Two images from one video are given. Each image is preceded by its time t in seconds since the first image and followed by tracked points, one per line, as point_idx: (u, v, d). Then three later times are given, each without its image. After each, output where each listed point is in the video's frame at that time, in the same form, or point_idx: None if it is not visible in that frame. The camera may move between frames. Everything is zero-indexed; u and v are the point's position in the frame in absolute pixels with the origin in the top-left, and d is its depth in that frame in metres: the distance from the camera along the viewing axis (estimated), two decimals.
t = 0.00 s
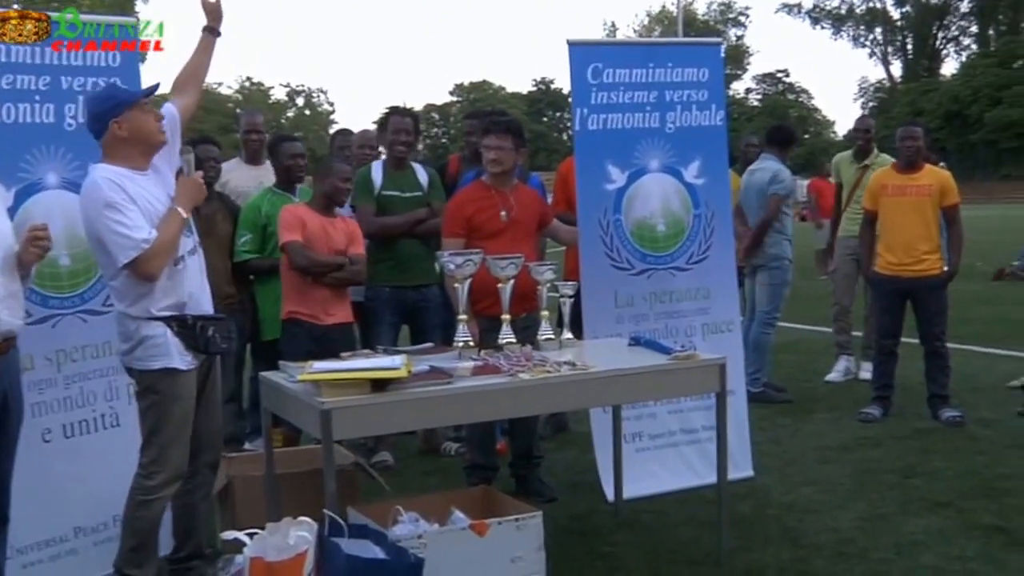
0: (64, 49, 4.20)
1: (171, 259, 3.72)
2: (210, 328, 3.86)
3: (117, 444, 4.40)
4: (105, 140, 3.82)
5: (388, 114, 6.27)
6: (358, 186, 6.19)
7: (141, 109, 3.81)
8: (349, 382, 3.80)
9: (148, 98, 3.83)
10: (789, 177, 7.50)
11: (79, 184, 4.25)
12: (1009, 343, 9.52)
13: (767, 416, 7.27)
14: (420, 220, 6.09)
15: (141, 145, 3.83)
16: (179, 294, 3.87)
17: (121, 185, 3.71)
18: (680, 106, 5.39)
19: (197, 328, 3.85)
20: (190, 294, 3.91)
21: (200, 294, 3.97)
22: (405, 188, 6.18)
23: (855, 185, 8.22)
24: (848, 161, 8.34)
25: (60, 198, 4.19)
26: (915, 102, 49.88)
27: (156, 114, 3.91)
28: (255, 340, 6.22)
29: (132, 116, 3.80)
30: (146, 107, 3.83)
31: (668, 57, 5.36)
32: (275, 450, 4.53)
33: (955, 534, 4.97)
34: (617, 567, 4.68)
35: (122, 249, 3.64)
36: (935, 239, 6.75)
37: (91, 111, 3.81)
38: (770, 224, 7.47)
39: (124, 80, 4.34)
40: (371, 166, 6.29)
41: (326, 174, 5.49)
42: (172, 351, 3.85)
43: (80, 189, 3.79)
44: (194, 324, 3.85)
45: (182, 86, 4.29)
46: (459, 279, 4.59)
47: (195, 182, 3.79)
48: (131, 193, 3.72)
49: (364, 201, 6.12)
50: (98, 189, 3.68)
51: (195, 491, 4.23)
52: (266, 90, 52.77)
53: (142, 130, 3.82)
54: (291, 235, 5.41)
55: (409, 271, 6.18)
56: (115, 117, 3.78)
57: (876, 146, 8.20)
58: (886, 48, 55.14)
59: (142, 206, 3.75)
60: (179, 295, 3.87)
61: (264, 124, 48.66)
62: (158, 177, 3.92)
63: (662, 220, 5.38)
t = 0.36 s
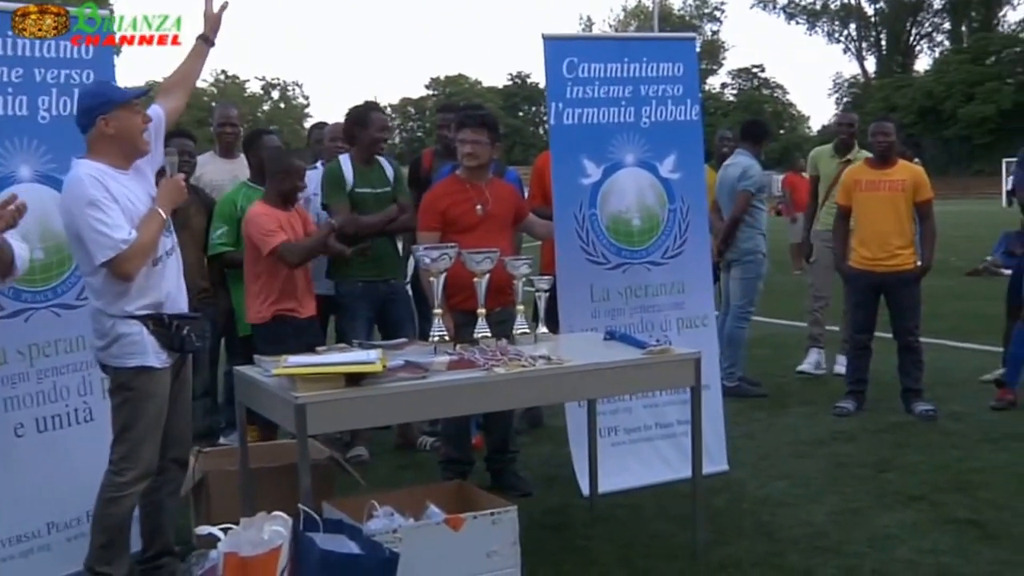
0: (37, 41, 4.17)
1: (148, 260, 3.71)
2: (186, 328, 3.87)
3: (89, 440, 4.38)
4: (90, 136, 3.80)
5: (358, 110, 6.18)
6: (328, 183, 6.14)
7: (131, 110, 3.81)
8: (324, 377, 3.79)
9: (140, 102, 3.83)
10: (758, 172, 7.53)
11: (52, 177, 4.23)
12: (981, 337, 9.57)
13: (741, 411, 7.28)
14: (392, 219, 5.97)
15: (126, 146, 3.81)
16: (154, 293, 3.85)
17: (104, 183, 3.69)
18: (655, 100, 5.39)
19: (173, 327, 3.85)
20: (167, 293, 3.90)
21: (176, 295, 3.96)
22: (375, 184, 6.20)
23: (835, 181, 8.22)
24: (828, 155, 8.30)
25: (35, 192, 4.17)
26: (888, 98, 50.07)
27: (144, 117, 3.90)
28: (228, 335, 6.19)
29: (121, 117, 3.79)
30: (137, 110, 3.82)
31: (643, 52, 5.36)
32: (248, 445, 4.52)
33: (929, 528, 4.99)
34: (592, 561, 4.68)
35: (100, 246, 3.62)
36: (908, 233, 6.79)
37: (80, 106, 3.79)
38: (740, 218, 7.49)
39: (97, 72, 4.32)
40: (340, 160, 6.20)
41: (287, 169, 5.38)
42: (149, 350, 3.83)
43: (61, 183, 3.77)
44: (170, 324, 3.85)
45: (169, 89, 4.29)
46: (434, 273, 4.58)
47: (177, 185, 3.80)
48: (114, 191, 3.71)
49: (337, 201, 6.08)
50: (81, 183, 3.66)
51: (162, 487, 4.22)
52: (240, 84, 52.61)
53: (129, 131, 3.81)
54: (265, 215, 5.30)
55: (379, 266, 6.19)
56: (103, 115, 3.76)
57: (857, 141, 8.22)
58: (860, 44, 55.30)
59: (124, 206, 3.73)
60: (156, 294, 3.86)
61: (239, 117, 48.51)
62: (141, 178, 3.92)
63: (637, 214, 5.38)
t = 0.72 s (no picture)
0: (8, 33, 4.14)
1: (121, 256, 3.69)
2: (161, 321, 3.85)
3: (60, 434, 4.36)
4: (84, 124, 3.77)
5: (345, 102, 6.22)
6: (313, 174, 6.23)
7: (138, 113, 3.77)
8: (298, 370, 3.78)
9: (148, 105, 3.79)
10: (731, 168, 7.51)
11: (21, 170, 4.20)
12: (952, 332, 9.60)
13: (714, 405, 7.30)
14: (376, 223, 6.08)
15: (120, 144, 3.78)
16: (128, 288, 3.84)
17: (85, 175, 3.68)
18: (629, 95, 5.39)
19: (148, 320, 3.83)
20: (144, 284, 3.89)
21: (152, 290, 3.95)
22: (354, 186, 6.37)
23: (807, 176, 8.27)
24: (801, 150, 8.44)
25: (5, 185, 4.13)
26: (861, 93, 50.22)
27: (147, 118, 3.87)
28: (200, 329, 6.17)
29: (124, 116, 3.75)
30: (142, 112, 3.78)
31: (617, 46, 5.36)
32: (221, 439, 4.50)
33: (900, 522, 5.00)
34: (564, 555, 4.68)
35: (71, 235, 3.60)
36: (881, 228, 6.82)
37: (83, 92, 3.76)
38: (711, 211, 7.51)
39: (68, 64, 4.29)
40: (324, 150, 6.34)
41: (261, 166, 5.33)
42: (123, 342, 3.81)
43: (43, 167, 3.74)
44: (145, 317, 3.83)
45: (156, 81, 4.28)
46: (408, 268, 4.58)
47: (161, 190, 3.79)
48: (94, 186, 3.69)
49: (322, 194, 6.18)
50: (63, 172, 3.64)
51: (135, 482, 4.20)
52: (213, 76, 52.42)
53: (124, 130, 3.78)
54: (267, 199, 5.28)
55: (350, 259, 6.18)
56: (104, 109, 3.73)
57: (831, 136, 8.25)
58: (833, 40, 55.46)
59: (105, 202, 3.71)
60: (133, 287, 3.85)
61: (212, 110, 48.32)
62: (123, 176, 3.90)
63: (610, 209, 5.38)
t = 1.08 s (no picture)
0: None
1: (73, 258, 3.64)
2: (102, 323, 3.82)
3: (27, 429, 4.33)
4: (101, 124, 3.75)
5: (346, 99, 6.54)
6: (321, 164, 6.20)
7: (157, 140, 3.73)
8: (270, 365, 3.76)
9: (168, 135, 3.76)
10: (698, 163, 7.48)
11: None
12: (924, 326, 9.64)
13: (687, 399, 7.30)
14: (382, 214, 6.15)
15: (124, 158, 3.75)
16: (85, 291, 3.79)
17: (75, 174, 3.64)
18: (603, 89, 5.38)
19: (90, 320, 3.78)
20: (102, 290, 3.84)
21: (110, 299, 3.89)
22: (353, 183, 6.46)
23: (781, 170, 8.28)
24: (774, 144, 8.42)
25: None
26: (834, 88, 50.36)
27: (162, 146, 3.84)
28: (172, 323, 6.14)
29: (143, 135, 3.72)
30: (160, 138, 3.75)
31: (592, 40, 5.35)
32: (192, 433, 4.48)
33: (873, 516, 5.02)
34: (537, 549, 4.68)
35: (32, 223, 3.56)
36: (853, 222, 6.83)
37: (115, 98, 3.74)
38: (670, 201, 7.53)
39: (39, 55, 4.26)
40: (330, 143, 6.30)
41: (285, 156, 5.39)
42: (66, 336, 3.74)
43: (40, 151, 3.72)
44: (89, 316, 3.78)
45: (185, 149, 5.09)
46: (381, 261, 4.56)
47: (138, 221, 3.74)
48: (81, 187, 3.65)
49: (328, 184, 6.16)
50: (54, 162, 3.62)
51: (102, 476, 4.19)
52: (186, 69, 52.22)
53: (134, 146, 3.75)
54: (290, 185, 5.54)
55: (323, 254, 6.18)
56: (122, 120, 3.71)
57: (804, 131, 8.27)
58: (806, 35, 55.59)
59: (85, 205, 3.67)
60: (90, 288, 3.80)
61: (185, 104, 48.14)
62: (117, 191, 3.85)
63: (585, 203, 5.38)
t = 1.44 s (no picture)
0: None
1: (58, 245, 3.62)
2: (62, 316, 3.77)
3: None
4: (110, 128, 3.75)
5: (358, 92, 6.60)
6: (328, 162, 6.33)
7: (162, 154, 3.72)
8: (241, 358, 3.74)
9: (174, 152, 3.76)
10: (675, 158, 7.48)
11: None
12: (897, 322, 9.66)
13: (660, 393, 7.30)
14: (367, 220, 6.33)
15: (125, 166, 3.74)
16: (57, 285, 3.75)
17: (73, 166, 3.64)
18: (577, 83, 5.37)
19: (51, 312, 3.74)
20: (74, 286, 3.80)
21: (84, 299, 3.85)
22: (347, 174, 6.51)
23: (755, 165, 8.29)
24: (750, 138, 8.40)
25: None
26: (808, 82, 50.46)
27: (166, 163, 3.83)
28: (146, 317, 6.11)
29: (147, 145, 3.71)
30: (164, 154, 3.74)
31: (565, 34, 5.34)
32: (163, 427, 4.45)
33: (845, 510, 5.03)
34: (510, 544, 4.67)
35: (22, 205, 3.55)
36: (826, 217, 6.84)
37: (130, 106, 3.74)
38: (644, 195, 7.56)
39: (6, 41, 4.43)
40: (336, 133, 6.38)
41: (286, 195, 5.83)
42: (23, 325, 3.70)
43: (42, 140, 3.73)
44: (50, 308, 3.74)
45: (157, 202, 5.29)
46: (354, 255, 4.54)
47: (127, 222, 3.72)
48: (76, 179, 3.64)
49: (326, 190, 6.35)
50: (53, 151, 3.62)
51: (71, 470, 4.15)
52: (158, 61, 51.98)
53: (139, 155, 3.74)
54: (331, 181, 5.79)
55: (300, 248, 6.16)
56: (130, 127, 3.70)
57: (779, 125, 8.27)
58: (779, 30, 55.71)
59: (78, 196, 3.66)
60: (60, 283, 3.76)
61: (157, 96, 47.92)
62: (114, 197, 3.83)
63: (558, 196, 5.37)
